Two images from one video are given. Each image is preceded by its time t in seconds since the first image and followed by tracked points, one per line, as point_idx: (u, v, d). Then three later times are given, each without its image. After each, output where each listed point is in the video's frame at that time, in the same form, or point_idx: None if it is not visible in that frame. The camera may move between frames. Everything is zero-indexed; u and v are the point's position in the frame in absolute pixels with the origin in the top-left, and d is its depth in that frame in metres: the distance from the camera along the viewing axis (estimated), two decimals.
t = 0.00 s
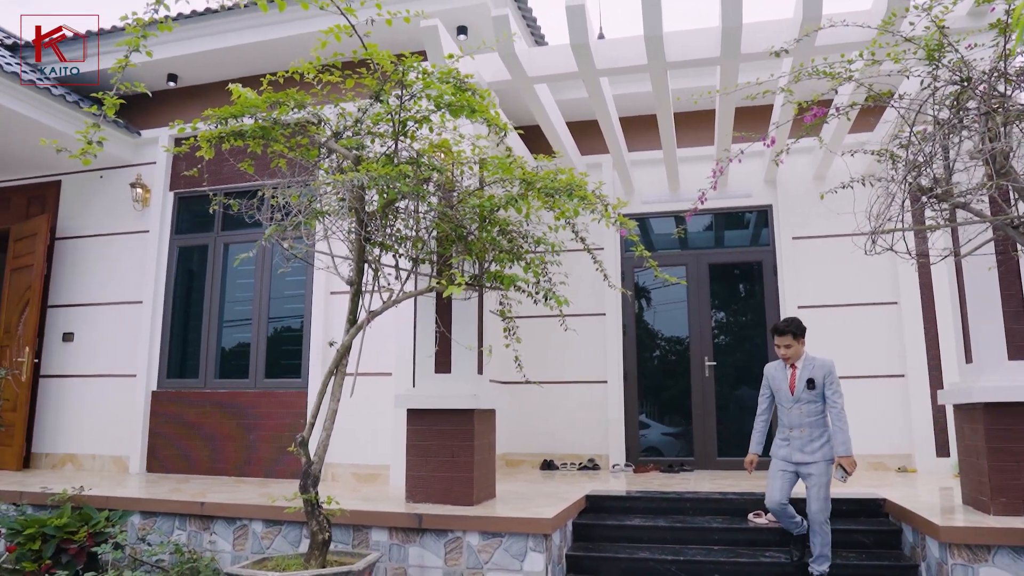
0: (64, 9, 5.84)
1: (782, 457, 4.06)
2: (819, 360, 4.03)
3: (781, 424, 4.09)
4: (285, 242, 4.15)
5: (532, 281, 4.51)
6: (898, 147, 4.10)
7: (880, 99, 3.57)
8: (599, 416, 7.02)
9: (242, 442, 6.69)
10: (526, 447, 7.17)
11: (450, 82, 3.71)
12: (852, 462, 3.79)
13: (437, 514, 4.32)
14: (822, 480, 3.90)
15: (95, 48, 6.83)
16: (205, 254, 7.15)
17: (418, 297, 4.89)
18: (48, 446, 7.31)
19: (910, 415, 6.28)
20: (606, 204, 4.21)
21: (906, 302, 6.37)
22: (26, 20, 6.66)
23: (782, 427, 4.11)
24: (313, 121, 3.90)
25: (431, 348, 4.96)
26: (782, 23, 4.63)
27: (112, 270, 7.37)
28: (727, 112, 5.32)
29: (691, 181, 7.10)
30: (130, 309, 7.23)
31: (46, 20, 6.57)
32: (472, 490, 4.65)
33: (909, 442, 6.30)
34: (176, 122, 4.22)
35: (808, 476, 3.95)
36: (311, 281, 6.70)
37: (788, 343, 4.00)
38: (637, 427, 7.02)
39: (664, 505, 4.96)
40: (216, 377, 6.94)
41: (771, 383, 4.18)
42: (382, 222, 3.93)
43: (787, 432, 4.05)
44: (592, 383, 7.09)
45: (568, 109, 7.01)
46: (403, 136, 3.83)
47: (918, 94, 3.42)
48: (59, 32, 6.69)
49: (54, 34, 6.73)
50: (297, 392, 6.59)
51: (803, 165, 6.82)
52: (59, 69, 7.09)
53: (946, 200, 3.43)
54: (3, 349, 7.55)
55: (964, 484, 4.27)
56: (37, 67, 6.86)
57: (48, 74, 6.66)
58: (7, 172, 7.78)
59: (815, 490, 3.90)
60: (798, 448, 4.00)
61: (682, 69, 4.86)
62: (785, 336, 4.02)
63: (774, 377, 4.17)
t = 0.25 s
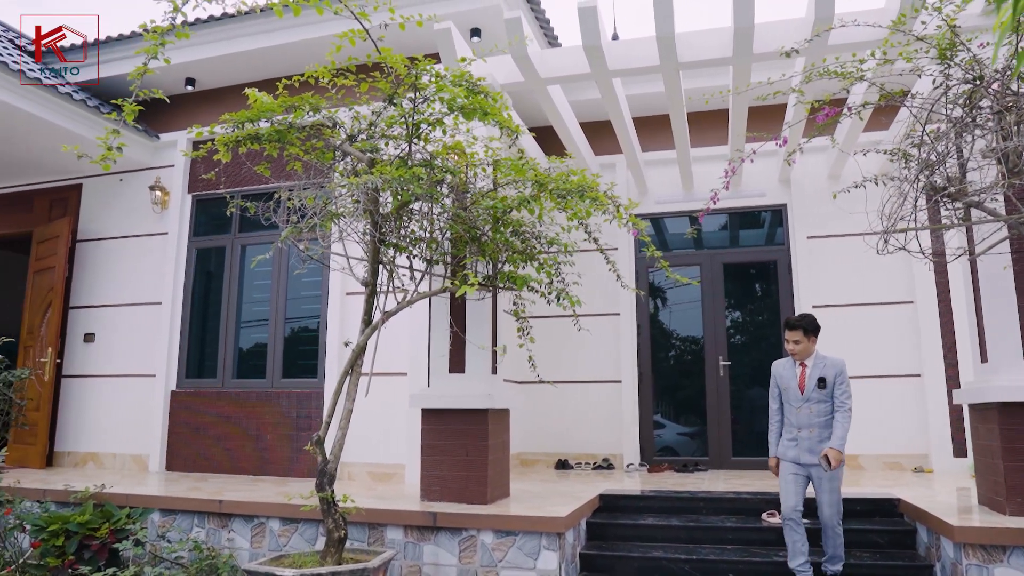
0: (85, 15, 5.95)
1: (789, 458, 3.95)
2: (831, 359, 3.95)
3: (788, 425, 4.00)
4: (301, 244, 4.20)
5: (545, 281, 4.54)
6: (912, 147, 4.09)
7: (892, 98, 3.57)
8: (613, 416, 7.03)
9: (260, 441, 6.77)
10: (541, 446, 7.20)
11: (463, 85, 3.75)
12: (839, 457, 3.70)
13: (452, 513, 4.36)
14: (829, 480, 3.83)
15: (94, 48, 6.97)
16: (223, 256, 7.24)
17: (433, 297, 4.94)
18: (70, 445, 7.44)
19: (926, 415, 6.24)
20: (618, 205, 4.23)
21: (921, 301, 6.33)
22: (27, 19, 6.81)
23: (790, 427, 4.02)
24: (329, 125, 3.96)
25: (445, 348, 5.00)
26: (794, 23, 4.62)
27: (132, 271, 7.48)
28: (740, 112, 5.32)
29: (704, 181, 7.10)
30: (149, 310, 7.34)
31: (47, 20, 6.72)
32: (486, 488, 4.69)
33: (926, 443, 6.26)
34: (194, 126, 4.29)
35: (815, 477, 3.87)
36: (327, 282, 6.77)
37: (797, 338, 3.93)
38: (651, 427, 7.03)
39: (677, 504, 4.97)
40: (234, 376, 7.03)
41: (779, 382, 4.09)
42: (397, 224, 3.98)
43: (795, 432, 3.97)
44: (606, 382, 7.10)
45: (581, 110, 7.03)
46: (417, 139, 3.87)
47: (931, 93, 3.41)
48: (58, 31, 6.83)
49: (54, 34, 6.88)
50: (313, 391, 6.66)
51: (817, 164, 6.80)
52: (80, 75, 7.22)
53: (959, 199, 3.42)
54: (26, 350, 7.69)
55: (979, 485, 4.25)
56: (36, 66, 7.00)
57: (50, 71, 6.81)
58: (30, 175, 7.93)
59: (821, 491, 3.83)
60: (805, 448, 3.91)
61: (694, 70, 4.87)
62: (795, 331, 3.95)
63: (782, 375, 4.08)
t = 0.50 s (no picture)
0: (104, 19, 6.04)
1: (794, 488, 3.56)
2: (839, 384, 3.56)
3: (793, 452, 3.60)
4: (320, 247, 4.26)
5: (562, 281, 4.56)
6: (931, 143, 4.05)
7: (909, 96, 3.55)
8: (632, 416, 7.03)
9: (282, 440, 6.85)
10: (560, 446, 7.22)
11: (478, 88, 3.79)
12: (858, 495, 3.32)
13: (470, 512, 4.40)
14: (839, 514, 3.41)
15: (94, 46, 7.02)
16: (245, 258, 7.34)
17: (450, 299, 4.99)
18: (98, 445, 7.59)
19: (950, 414, 6.17)
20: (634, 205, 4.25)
21: (944, 299, 6.26)
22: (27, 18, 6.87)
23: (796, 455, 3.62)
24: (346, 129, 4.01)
25: (463, 348, 5.04)
26: (811, 21, 4.60)
27: (156, 274, 7.61)
28: (757, 110, 5.30)
29: (723, 180, 7.07)
30: (173, 312, 7.46)
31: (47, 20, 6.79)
32: (505, 488, 4.72)
33: (949, 442, 6.19)
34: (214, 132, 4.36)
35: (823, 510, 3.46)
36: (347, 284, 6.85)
37: (801, 357, 3.56)
38: (671, 426, 7.01)
39: (696, 504, 4.96)
40: (256, 377, 7.12)
41: (783, 406, 3.71)
42: (414, 226, 4.02)
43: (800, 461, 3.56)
44: (624, 382, 7.10)
45: (598, 110, 7.04)
46: (433, 142, 3.91)
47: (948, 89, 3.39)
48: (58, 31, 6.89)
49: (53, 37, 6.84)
50: (334, 392, 6.74)
51: (837, 161, 6.74)
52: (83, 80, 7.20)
53: (979, 196, 3.39)
54: (55, 352, 7.86)
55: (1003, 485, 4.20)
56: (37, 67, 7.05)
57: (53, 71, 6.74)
58: (57, 181, 8.09)
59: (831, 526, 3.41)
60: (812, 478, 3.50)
61: (710, 68, 4.86)
62: (799, 350, 3.58)
63: (787, 400, 3.71)
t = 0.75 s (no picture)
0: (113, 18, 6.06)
1: (799, 491, 3.49)
2: (845, 384, 3.49)
3: (798, 455, 3.54)
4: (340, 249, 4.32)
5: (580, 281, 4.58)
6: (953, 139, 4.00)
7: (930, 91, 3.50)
8: (653, 415, 7.02)
9: (306, 441, 6.94)
10: (581, 446, 7.22)
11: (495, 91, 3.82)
12: (889, 500, 3.26)
13: (490, 511, 4.42)
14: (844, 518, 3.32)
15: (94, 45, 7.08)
16: (269, 261, 7.43)
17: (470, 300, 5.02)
18: (126, 445, 7.73)
19: (976, 414, 6.08)
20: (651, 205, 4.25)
21: (970, 297, 6.17)
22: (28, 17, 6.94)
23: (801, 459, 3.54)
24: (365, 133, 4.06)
25: (483, 349, 5.07)
26: (831, 18, 4.56)
27: (182, 277, 7.74)
28: (777, 109, 5.26)
29: (743, 178, 7.03)
30: (199, 314, 7.58)
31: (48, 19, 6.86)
32: (524, 487, 4.75)
33: (976, 442, 6.10)
34: (236, 137, 4.43)
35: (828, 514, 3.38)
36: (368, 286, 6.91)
37: (801, 356, 3.52)
38: (693, 426, 6.99)
39: (717, 504, 4.95)
40: (280, 378, 7.21)
41: (786, 408, 3.64)
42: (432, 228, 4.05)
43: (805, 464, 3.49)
44: (645, 381, 7.09)
45: (617, 110, 7.04)
46: (450, 145, 3.95)
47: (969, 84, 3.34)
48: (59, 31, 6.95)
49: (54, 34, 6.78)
50: (356, 392, 6.81)
51: (860, 158, 6.68)
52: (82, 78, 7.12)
53: (1001, 192, 3.34)
54: (84, 354, 8.02)
55: None
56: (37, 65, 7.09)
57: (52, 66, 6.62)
58: (85, 186, 8.25)
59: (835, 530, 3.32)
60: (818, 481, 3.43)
61: (729, 67, 4.83)
62: (800, 349, 3.54)
63: (791, 401, 3.63)
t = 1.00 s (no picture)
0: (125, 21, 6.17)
1: (807, 524, 3.13)
2: (859, 408, 3.11)
3: (806, 484, 3.17)
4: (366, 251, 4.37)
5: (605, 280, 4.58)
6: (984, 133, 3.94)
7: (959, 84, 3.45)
8: (681, 415, 6.98)
9: (336, 440, 7.03)
10: (609, 445, 7.22)
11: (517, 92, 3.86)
12: (908, 536, 2.92)
13: (517, 510, 4.45)
14: (853, 555, 2.95)
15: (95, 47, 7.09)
16: (299, 262, 7.55)
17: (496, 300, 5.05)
18: (162, 444, 7.91)
19: (1012, 412, 5.95)
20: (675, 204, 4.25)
21: (1005, 293, 6.04)
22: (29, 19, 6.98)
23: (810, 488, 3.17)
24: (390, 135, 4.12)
25: (509, 349, 5.11)
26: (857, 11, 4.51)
27: (214, 279, 7.89)
28: (804, 104, 5.21)
29: (771, 176, 6.98)
30: (231, 315, 7.72)
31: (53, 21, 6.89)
32: (551, 486, 4.77)
33: (1013, 441, 5.97)
34: (264, 141, 4.51)
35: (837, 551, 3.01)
36: (396, 286, 6.99)
37: (811, 373, 3.16)
38: (722, 425, 6.95)
39: (745, 503, 4.91)
40: (311, 378, 7.32)
41: (796, 432, 3.28)
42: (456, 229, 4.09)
43: (813, 495, 3.12)
44: (673, 380, 7.06)
45: (642, 108, 7.02)
46: (473, 146, 3.99)
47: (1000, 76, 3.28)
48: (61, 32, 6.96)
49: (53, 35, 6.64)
50: (385, 392, 6.88)
51: (890, 153, 6.59)
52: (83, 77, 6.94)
53: None
54: (121, 355, 8.22)
55: None
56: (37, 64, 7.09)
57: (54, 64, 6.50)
58: (121, 192, 8.45)
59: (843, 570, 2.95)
60: (825, 513, 3.05)
61: (753, 63, 4.80)
62: (811, 364, 3.18)
63: (801, 423, 3.27)
